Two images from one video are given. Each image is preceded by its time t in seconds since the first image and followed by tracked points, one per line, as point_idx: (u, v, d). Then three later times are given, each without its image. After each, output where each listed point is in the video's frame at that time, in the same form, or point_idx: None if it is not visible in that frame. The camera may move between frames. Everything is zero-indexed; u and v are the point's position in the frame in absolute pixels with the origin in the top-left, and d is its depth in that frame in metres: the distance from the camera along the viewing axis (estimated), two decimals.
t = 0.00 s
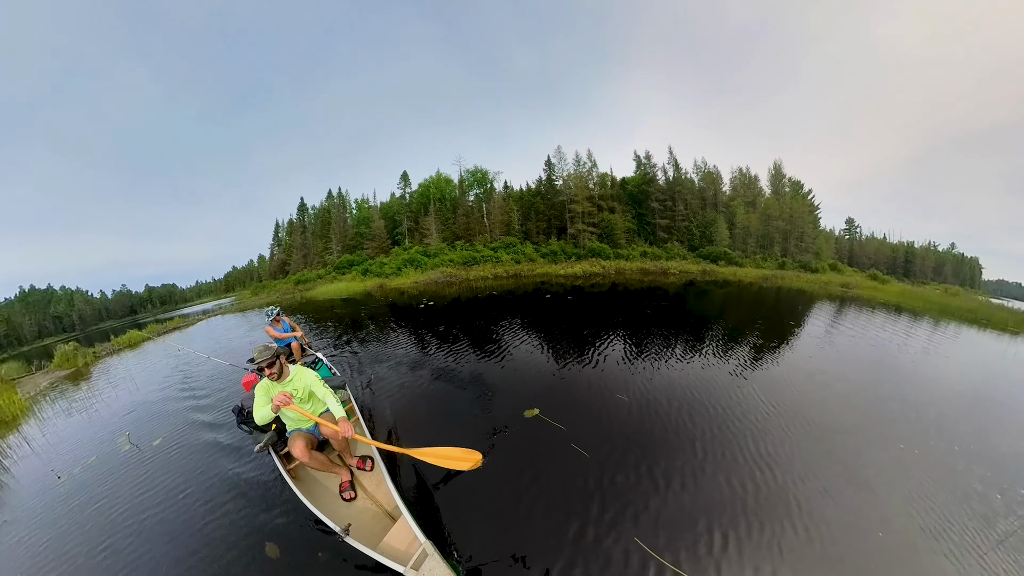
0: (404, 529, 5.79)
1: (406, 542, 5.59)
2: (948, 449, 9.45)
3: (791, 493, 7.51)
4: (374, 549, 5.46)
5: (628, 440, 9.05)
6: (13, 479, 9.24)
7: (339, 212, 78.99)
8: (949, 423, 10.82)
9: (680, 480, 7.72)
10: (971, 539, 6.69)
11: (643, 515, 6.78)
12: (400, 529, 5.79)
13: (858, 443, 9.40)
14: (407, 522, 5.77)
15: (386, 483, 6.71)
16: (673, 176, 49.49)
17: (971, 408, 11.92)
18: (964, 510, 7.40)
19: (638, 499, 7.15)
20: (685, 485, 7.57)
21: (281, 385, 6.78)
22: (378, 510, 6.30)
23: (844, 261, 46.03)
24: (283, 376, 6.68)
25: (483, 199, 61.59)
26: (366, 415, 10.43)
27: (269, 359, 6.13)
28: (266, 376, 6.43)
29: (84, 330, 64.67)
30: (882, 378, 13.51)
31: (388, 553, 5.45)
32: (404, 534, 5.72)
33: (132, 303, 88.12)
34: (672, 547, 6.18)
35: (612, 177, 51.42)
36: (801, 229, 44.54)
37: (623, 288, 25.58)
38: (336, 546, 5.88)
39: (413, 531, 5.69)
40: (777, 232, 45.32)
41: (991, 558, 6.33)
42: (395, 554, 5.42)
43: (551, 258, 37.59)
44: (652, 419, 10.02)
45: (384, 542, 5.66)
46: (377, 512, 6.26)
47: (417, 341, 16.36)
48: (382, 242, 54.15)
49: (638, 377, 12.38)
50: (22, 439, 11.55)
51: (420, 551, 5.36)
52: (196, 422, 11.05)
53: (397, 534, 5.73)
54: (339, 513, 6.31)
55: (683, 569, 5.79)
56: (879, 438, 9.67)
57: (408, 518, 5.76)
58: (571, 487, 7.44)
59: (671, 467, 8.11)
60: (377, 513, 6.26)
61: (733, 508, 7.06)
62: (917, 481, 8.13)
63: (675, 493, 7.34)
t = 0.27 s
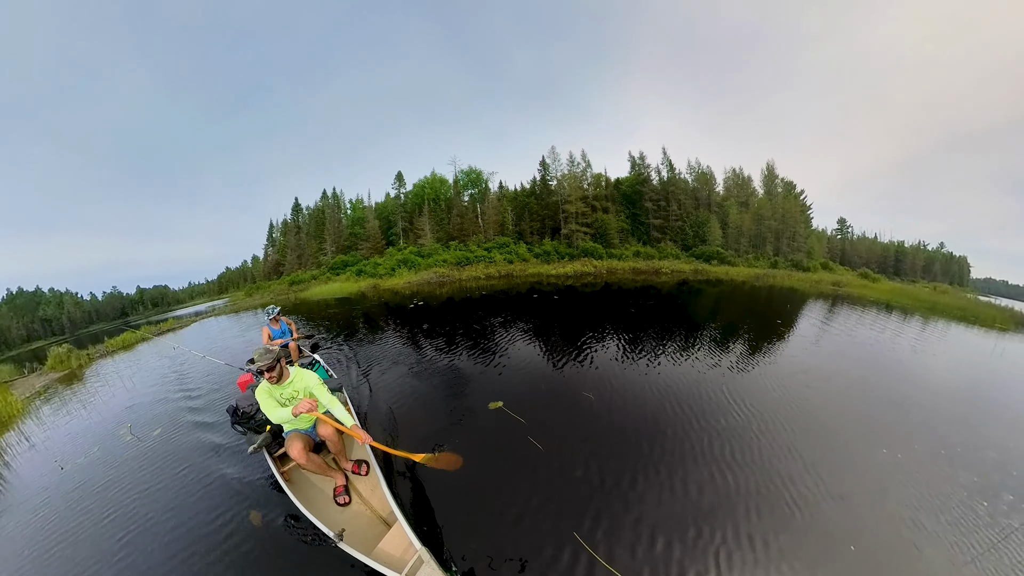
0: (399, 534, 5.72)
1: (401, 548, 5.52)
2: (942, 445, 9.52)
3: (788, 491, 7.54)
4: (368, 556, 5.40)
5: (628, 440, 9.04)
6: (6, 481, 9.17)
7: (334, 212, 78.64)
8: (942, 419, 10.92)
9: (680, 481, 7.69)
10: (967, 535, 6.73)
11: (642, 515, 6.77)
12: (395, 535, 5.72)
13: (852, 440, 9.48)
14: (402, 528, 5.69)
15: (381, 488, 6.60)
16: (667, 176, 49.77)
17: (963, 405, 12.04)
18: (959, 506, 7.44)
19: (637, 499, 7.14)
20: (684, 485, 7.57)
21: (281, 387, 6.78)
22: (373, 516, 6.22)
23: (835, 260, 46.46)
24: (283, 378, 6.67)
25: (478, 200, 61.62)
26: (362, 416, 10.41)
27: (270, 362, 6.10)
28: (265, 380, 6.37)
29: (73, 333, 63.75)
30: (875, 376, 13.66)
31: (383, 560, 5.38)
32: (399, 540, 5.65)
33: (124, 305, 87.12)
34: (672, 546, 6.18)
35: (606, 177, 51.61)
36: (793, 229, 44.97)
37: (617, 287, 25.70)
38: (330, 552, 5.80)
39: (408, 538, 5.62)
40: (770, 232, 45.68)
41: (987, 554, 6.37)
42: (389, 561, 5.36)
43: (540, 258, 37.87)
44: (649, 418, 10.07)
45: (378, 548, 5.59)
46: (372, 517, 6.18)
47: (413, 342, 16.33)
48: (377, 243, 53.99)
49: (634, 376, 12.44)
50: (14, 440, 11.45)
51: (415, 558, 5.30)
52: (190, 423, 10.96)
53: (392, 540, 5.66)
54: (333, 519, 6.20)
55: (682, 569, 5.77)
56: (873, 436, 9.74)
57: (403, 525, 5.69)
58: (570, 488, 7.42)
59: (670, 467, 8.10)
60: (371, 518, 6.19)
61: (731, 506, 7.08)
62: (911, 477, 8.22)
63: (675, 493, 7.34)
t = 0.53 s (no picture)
0: (388, 546, 5.47)
1: (390, 560, 5.26)
2: (937, 443, 9.53)
3: (786, 492, 7.55)
4: (354, 568, 5.17)
5: (627, 442, 9.05)
6: None
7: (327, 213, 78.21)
8: (936, 417, 10.97)
9: (679, 482, 7.70)
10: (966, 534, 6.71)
11: (641, 518, 6.76)
12: (383, 546, 5.49)
13: (845, 438, 9.55)
14: (392, 539, 5.45)
15: (371, 496, 6.45)
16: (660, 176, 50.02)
17: (956, 401, 12.11)
18: (956, 505, 7.42)
19: (636, 502, 7.13)
20: (683, 488, 7.58)
21: (271, 391, 6.73)
22: (361, 525, 6.05)
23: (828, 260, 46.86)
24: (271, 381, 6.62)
25: (472, 200, 61.58)
26: (355, 419, 10.33)
27: (255, 366, 6.06)
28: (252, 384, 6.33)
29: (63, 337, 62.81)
30: (869, 373, 13.74)
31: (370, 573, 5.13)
32: (387, 552, 5.40)
33: (115, 308, 86.04)
34: (671, 550, 6.18)
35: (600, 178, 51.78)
36: (785, 228, 45.35)
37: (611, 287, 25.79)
38: (316, 563, 5.62)
39: (397, 550, 5.35)
40: (762, 231, 46.04)
41: (984, 552, 6.35)
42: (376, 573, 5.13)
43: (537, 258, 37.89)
44: (645, 418, 10.11)
45: (365, 560, 5.38)
46: (361, 528, 5.99)
47: (407, 343, 16.27)
48: (371, 243, 53.78)
49: (630, 376, 12.48)
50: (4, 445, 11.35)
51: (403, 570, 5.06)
52: (183, 426, 10.91)
53: (380, 552, 5.42)
54: (320, 528, 6.05)
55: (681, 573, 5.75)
56: (869, 435, 9.76)
57: (392, 536, 5.44)
58: (570, 490, 7.40)
59: (670, 469, 8.11)
60: (359, 527, 6.01)
61: (730, 507, 7.08)
62: (904, 475, 8.26)
63: (674, 496, 7.34)
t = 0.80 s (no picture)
0: (378, 560, 5.36)
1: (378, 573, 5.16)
2: (926, 441, 9.63)
3: (782, 491, 7.58)
4: None
5: (624, 443, 9.05)
6: None
7: (321, 214, 77.76)
8: (927, 415, 11.08)
9: (675, 482, 7.71)
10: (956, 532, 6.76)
11: (638, 519, 6.75)
12: (373, 559, 5.37)
13: (836, 436, 9.66)
14: (382, 552, 5.33)
15: (362, 505, 6.37)
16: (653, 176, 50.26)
17: (947, 399, 12.25)
18: (947, 504, 7.48)
19: (629, 501, 7.19)
20: (675, 486, 7.64)
21: (258, 395, 6.64)
22: (350, 535, 5.94)
23: (819, 259, 47.28)
24: (257, 386, 6.51)
25: (466, 200, 61.51)
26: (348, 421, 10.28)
27: (237, 372, 5.95)
28: (237, 390, 6.30)
29: (52, 339, 61.84)
30: (860, 372, 13.87)
31: None
32: (376, 565, 5.29)
33: (106, 310, 84.94)
34: (664, 548, 6.22)
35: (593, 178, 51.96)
36: (777, 228, 45.73)
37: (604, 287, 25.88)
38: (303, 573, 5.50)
39: (387, 563, 5.24)
40: (755, 231, 46.40)
41: (975, 551, 6.40)
42: None
43: (525, 258, 38.01)
44: (638, 417, 10.18)
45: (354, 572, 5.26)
46: (350, 538, 5.89)
47: (401, 343, 16.27)
48: (366, 244, 53.57)
49: (623, 375, 12.56)
50: None
51: None
52: (175, 428, 10.85)
53: (369, 564, 5.31)
54: (309, 536, 5.94)
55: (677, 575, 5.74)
56: (860, 433, 9.86)
57: (383, 548, 5.34)
58: (566, 492, 7.38)
59: (667, 469, 8.12)
60: (349, 537, 5.91)
61: (725, 507, 7.09)
62: (895, 472, 8.34)
63: (670, 496, 7.34)
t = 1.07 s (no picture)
0: (383, 554, 5.40)
1: (384, 567, 5.19)
2: (923, 439, 9.74)
3: (784, 491, 7.63)
4: None
5: (626, 442, 9.08)
6: None
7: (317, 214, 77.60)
8: (923, 412, 11.21)
9: (678, 482, 7.74)
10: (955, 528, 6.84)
11: (642, 519, 6.77)
12: (378, 553, 5.42)
13: (833, 434, 9.77)
14: (387, 546, 5.38)
15: (366, 502, 6.42)
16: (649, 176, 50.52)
17: (942, 397, 12.41)
18: (946, 500, 7.55)
19: (629, 498, 7.28)
20: (674, 483, 7.74)
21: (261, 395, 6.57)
22: (355, 531, 5.99)
23: (814, 259, 47.57)
24: (260, 385, 6.46)
25: (463, 201, 61.62)
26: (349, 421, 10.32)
27: (241, 370, 5.94)
28: (241, 390, 6.23)
29: (46, 341, 61.25)
30: (857, 370, 14.02)
31: None
32: (382, 559, 5.33)
33: (102, 311, 84.44)
34: (665, 544, 6.30)
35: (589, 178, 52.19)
36: (772, 228, 46.06)
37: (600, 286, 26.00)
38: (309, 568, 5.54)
39: (392, 557, 5.28)
40: (750, 230, 46.70)
41: (975, 547, 6.47)
42: None
43: (523, 258, 38.09)
44: (638, 416, 10.28)
45: (359, 566, 5.31)
46: (355, 534, 5.92)
47: (400, 343, 16.31)
48: (362, 244, 53.53)
49: (622, 374, 12.67)
50: None
51: None
52: (175, 426, 10.87)
53: (375, 559, 5.35)
54: (314, 533, 5.99)
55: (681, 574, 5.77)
56: (857, 431, 9.98)
57: (388, 542, 5.39)
58: (570, 492, 7.40)
59: (669, 469, 8.15)
60: (354, 533, 5.95)
61: (728, 506, 7.14)
62: (892, 469, 8.45)
63: (670, 493, 7.45)
